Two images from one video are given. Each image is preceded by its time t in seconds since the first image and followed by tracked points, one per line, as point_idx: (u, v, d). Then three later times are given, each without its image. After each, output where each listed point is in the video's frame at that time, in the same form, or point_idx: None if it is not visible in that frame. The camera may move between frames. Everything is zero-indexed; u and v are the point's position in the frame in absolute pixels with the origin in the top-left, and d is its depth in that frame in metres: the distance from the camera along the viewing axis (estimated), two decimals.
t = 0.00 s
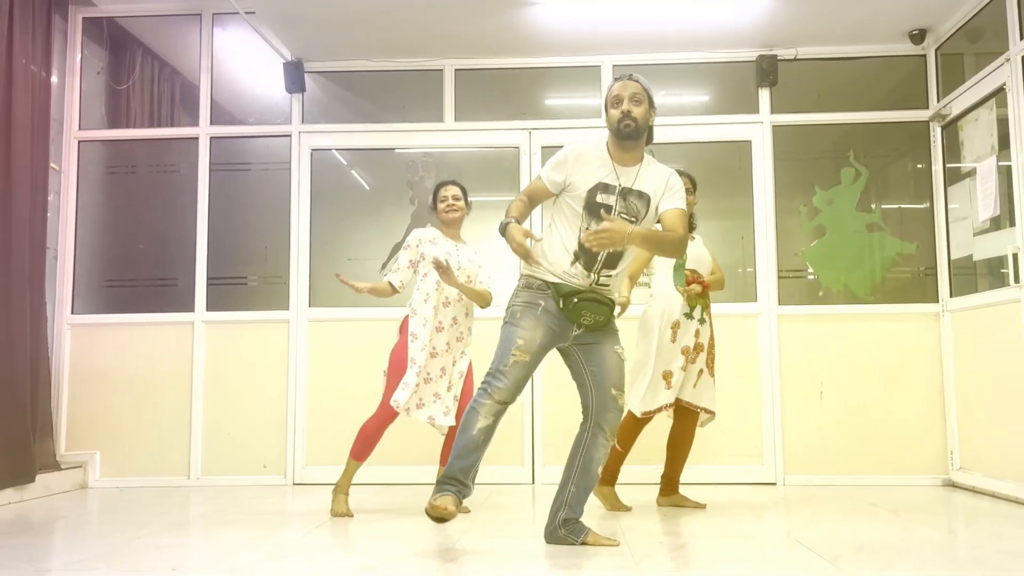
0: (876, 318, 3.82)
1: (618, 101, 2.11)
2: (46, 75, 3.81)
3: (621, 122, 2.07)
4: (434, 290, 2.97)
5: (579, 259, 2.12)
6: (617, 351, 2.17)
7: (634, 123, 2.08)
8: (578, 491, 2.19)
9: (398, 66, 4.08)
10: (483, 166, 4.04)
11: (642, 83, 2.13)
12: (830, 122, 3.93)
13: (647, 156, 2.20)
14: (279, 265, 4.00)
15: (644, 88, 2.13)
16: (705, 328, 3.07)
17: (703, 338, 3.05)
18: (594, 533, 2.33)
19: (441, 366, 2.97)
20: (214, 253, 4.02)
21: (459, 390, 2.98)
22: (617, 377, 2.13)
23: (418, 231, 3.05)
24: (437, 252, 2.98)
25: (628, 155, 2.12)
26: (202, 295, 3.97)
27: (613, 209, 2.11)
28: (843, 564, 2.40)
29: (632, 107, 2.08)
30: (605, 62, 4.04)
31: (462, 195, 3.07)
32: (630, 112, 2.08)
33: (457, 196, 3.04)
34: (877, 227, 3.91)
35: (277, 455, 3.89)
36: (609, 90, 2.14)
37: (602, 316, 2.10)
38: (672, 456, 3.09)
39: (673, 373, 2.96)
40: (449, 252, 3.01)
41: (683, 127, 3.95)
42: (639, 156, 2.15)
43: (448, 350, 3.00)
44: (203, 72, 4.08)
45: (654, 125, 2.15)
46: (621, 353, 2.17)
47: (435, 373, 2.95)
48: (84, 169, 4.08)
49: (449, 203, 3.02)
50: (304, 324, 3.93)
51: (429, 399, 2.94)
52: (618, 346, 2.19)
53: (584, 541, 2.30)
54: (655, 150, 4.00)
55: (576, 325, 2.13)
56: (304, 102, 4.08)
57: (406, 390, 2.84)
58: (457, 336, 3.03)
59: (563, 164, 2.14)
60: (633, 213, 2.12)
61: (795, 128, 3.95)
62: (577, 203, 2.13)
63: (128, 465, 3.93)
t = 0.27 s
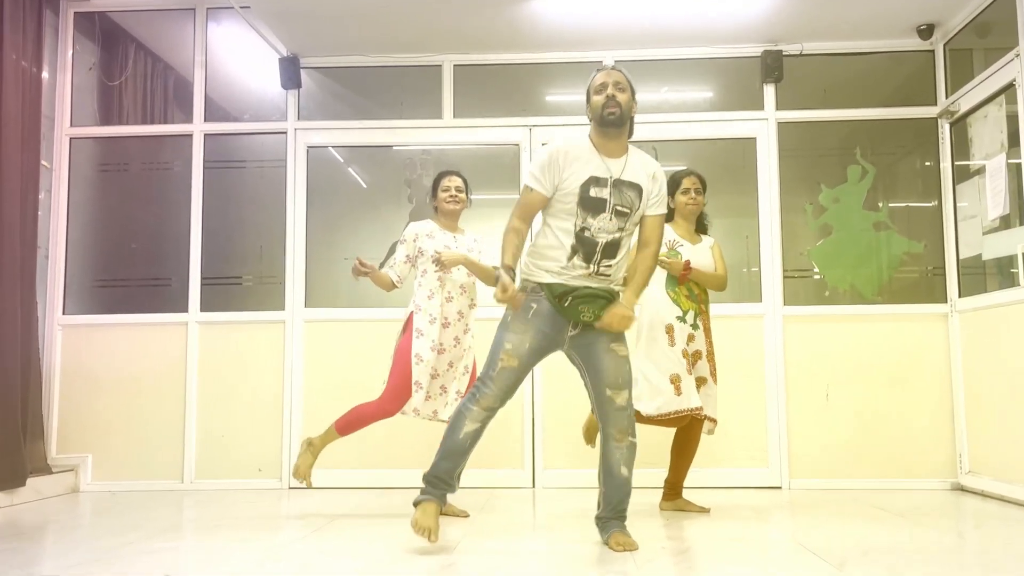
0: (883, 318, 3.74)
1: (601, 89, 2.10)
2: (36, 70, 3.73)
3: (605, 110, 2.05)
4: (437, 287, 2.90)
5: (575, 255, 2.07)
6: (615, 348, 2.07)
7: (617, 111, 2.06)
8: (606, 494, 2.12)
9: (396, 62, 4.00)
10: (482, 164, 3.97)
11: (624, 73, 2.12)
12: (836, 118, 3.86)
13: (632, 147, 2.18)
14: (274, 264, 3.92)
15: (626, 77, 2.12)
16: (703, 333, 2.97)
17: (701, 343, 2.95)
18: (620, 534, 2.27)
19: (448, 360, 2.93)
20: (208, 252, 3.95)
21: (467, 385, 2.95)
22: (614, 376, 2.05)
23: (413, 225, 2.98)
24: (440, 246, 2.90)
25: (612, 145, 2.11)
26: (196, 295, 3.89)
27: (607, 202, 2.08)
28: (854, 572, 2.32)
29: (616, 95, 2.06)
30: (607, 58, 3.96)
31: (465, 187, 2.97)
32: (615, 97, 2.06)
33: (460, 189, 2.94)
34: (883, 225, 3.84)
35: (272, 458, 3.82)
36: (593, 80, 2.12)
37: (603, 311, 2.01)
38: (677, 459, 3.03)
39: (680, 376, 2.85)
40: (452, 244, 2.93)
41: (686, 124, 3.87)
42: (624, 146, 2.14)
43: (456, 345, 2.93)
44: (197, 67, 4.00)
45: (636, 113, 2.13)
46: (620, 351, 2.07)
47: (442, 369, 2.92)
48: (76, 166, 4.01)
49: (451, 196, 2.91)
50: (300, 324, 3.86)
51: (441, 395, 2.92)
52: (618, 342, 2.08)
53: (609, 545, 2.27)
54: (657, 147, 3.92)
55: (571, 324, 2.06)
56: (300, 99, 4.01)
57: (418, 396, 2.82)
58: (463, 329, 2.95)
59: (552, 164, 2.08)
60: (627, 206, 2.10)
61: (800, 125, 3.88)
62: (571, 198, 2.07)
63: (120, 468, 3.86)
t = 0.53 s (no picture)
0: (873, 318, 3.85)
1: (573, 126, 2.21)
2: (50, 76, 3.84)
3: (576, 148, 2.17)
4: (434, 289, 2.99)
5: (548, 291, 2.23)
6: (615, 357, 2.25)
7: (587, 149, 2.18)
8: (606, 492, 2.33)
9: (399, 68, 4.11)
10: (483, 167, 4.08)
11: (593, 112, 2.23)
12: (828, 123, 3.96)
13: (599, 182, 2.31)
14: (281, 265, 4.03)
15: (595, 115, 2.22)
16: (698, 326, 3.07)
17: (695, 336, 3.05)
18: (617, 528, 2.41)
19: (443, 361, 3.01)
20: (217, 253, 4.06)
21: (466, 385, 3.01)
22: (621, 383, 2.20)
23: (416, 228, 3.12)
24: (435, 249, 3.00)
25: (580, 179, 2.24)
26: (205, 295, 4.00)
27: (575, 239, 2.22)
28: (840, 560, 2.43)
29: (587, 133, 2.18)
30: (604, 64, 4.07)
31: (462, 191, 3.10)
32: (585, 133, 2.18)
33: (457, 193, 3.06)
34: (873, 227, 3.95)
35: (279, 454, 3.92)
36: (565, 118, 2.23)
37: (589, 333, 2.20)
38: (664, 457, 3.16)
39: (673, 371, 2.98)
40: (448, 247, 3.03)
41: (682, 129, 3.98)
42: (590, 182, 2.27)
43: (451, 346, 3.01)
44: (205, 74, 4.11)
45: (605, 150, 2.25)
46: (620, 360, 2.24)
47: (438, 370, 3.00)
48: (88, 170, 4.12)
49: (449, 200, 3.03)
50: (306, 323, 3.97)
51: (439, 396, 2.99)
52: (616, 353, 2.27)
53: (608, 540, 2.40)
54: (653, 151, 4.03)
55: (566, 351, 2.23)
56: (306, 104, 4.12)
57: (415, 392, 2.90)
58: (458, 331, 3.03)
59: (531, 200, 2.19)
60: (593, 241, 2.24)
61: (792, 130, 3.99)
62: (542, 236, 2.21)
63: (131, 464, 3.96)
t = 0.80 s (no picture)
0: (896, 319, 3.62)
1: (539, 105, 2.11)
2: (17, 61, 3.59)
3: (542, 127, 2.08)
4: (401, 282, 2.80)
5: (527, 279, 2.08)
6: (572, 365, 2.04)
7: (554, 128, 2.08)
8: (593, 509, 2.10)
9: (392, 54, 3.87)
10: (481, 159, 3.83)
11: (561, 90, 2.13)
12: (848, 112, 3.73)
13: (576, 161, 2.18)
14: (266, 263, 3.78)
15: (563, 93, 2.12)
16: (718, 335, 2.85)
17: (714, 346, 2.84)
18: (620, 542, 2.15)
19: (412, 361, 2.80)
20: (198, 250, 3.81)
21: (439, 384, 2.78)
22: (575, 394, 2.01)
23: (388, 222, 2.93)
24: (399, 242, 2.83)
25: (552, 159, 2.12)
26: (185, 295, 3.76)
27: (556, 223, 2.07)
28: None
29: (553, 112, 2.08)
30: (610, 49, 3.83)
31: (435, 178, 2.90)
32: (551, 111, 2.08)
33: (429, 179, 2.87)
34: (896, 223, 3.71)
35: (264, 464, 3.68)
36: (531, 97, 2.13)
37: (549, 329, 2.02)
38: (668, 468, 2.88)
39: (684, 384, 2.77)
40: (414, 238, 2.84)
41: (693, 118, 3.74)
42: (565, 161, 2.14)
43: (420, 342, 2.80)
44: (185, 59, 3.86)
45: (575, 127, 2.14)
46: (578, 367, 2.04)
47: (407, 370, 2.80)
48: (60, 162, 3.87)
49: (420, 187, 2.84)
50: (293, 325, 3.72)
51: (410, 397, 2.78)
52: (576, 359, 2.06)
53: (610, 556, 2.16)
54: (662, 142, 3.79)
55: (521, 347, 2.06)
56: (293, 92, 3.87)
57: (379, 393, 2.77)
58: (428, 325, 2.80)
59: (493, 189, 2.09)
60: (577, 224, 2.09)
61: (810, 119, 3.75)
62: (519, 222, 2.07)
63: (106, 474, 3.72)
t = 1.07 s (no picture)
0: (871, 318, 3.87)
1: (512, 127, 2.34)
2: (51, 77, 3.85)
3: (511, 146, 2.29)
4: (383, 312, 3.06)
5: (493, 292, 2.33)
6: (576, 359, 2.28)
7: (523, 148, 2.30)
8: (597, 492, 2.36)
9: (399, 69, 4.13)
10: (483, 167, 4.09)
11: (535, 114, 2.36)
12: (826, 124, 3.98)
13: (542, 182, 2.41)
14: (282, 265, 4.04)
15: (536, 117, 2.35)
16: (720, 332, 3.06)
17: (717, 343, 3.04)
18: (616, 526, 2.43)
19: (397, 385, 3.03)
20: (218, 253, 4.07)
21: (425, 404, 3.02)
22: (585, 385, 2.25)
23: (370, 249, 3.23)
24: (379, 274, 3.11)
25: (520, 178, 2.35)
26: (206, 295, 4.02)
27: (512, 240, 2.32)
28: (837, 558, 2.45)
29: (523, 133, 2.30)
30: (604, 65, 4.09)
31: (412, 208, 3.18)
32: (521, 133, 2.30)
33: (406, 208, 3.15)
34: (872, 228, 3.96)
35: (280, 453, 3.94)
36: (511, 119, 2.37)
37: (545, 329, 2.25)
38: (661, 453, 3.09)
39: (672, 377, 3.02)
40: (394, 269, 3.12)
41: (681, 129, 3.99)
42: (531, 180, 2.37)
43: (403, 367, 3.04)
44: (206, 74, 4.12)
45: (544, 149, 2.37)
46: (582, 360, 2.28)
47: (392, 393, 3.03)
48: (89, 171, 4.13)
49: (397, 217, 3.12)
50: (307, 324, 3.98)
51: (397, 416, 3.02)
52: (577, 353, 2.30)
53: (609, 537, 2.43)
54: (653, 152, 4.04)
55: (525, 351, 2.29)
56: (307, 104, 4.13)
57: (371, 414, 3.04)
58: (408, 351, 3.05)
59: (456, 209, 2.39)
60: (531, 240, 2.33)
61: (791, 130, 4.00)
62: (478, 240, 2.35)
63: (132, 463, 3.98)
